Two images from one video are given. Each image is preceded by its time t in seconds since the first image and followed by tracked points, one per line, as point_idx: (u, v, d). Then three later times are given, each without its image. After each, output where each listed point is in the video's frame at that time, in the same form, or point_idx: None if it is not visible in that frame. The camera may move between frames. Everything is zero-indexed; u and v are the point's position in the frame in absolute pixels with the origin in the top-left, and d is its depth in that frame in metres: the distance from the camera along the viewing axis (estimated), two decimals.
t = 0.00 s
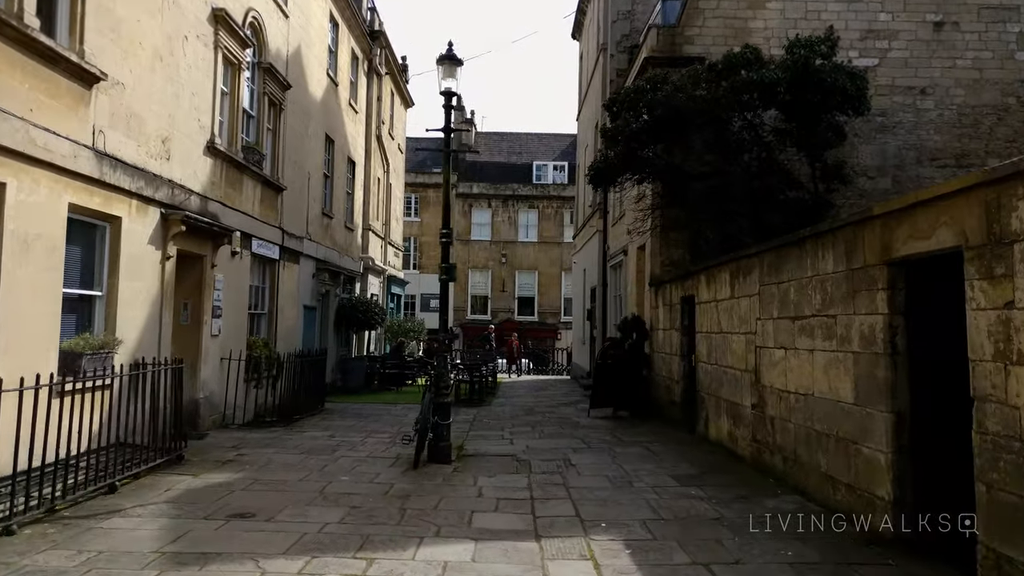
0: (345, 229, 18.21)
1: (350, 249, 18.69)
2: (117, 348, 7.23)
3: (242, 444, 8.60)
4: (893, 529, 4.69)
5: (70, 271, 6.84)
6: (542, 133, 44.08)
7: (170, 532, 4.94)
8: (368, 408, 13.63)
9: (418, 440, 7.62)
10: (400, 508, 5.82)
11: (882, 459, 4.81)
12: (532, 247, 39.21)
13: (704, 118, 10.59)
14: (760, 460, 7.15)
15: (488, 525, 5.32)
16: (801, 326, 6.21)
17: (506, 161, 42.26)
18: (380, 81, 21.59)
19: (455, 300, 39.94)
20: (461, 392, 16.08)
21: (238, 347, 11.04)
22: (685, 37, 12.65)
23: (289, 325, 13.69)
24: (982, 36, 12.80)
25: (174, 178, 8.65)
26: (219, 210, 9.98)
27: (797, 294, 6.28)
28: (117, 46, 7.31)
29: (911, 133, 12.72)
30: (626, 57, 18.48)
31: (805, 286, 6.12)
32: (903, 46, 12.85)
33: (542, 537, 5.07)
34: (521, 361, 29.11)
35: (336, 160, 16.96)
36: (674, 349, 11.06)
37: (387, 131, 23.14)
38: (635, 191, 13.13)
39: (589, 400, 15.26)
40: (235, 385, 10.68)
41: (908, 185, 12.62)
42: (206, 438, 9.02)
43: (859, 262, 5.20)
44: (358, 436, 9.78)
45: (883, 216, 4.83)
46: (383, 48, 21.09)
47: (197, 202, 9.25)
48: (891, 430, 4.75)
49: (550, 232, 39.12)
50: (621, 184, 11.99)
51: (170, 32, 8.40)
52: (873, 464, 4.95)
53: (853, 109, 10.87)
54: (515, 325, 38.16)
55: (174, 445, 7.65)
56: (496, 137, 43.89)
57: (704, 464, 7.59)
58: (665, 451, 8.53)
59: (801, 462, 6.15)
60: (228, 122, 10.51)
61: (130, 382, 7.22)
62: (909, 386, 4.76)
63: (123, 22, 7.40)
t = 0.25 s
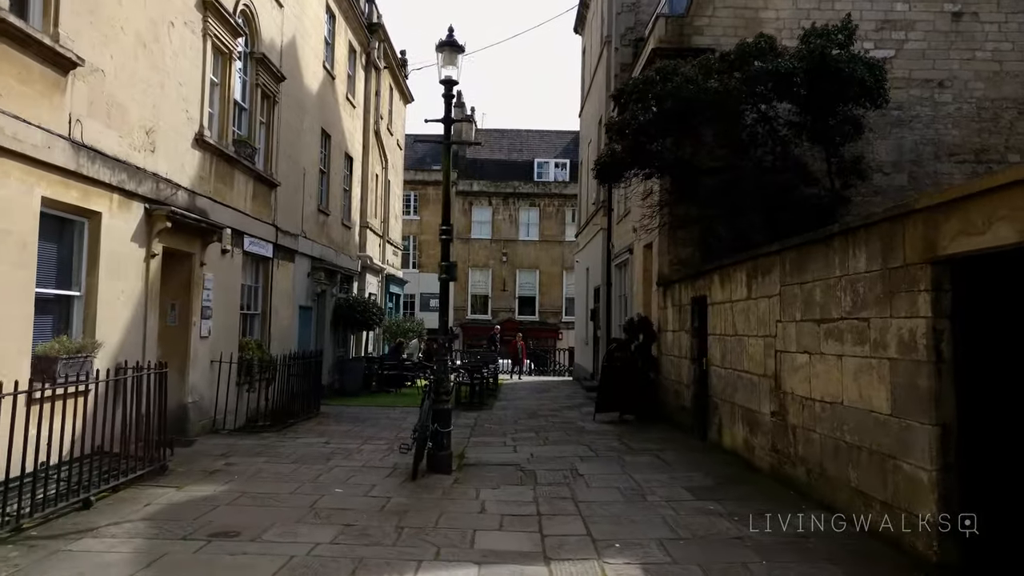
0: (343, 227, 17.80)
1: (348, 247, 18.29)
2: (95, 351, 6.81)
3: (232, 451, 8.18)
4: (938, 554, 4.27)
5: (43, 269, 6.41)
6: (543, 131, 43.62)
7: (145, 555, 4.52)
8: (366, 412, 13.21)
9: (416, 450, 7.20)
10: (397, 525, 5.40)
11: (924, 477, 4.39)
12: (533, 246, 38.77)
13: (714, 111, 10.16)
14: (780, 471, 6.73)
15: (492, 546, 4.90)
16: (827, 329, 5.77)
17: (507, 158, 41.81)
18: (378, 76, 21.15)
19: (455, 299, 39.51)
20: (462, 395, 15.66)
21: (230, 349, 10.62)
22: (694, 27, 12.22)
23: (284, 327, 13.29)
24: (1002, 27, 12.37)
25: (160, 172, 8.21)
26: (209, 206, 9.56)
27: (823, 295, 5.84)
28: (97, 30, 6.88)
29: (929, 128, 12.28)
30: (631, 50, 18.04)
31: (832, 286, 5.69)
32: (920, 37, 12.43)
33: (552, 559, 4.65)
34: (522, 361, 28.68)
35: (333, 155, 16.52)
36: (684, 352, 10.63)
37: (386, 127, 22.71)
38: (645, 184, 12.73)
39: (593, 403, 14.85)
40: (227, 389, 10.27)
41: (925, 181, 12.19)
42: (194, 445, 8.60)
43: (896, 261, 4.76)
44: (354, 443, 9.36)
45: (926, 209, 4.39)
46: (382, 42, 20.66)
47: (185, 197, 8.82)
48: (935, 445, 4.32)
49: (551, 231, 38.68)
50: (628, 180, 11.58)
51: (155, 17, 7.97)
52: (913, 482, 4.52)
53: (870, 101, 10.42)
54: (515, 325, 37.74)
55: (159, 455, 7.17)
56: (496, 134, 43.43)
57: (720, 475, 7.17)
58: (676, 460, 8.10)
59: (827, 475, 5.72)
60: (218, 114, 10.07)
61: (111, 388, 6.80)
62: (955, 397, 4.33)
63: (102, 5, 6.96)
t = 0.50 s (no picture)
0: (341, 225, 17.46)
1: (346, 246, 17.96)
2: (78, 352, 6.47)
3: (224, 457, 7.84)
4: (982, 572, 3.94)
5: (22, 265, 6.07)
6: (544, 129, 43.28)
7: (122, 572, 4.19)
8: (365, 415, 12.87)
9: (416, 456, 6.86)
10: (396, 538, 5.07)
11: (967, 488, 4.05)
12: (535, 245, 38.43)
13: (725, 103, 9.82)
14: (798, 478, 6.39)
15: (498, 562, 4.54)
16: (851, 329, 5.43)
17: (507, 157, 41.47)
18: (378, 71, 20.82)
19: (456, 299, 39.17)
20: (462, 397, 15.33)
21: (224, 350, 10.29)
22: (702, 19, 11.87)
23: (280, 327, 12.96)
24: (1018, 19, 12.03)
25: (148, 164, 7.88)
26: (201, 201, 9.22)
27: (847, 293, 5.50)
28: (80, 14, 6.54)
29: (943, 122, 11.94)
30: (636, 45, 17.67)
31: (857, 283, 5.35)
32: (935, 29, 12.10)
33: None
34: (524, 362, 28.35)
35: (331, 152, 16.19)
36: (693, 353, 10.29)
37: (386, 124, 22.38)
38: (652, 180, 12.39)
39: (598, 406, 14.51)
40: (220, 391, 9.94)
41: (940, 177, 11.85)
42: (186, 450, 8.27)
43: (932, 255, 4.42)
44: (352, 447, 9.02)
45: (968, 199, 4.05)
46: (381, 37, 20.34)
47: (175, 191, 8.48)
48: (979, 454, 3.99)
49: (553, 230, 38.35)
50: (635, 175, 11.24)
51: (143, 3, 7.63)
52: (953, 493, 4.18)
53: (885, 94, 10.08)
54: (516, 325, 37.40)
55: (145, 461, 6.77)
56: (497, 133, 43.10)
57: (735, 483, 6.83)
58: (688, 466, 7.76)
59: (852, 484, 5.39)
60: (211, 106, 9.74)
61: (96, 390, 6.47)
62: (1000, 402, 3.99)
63: None
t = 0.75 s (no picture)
0: (339, 224, 17.06)
1: (344, 245, 17.56)
2: (54, 358, 6.07)
3: (212, 467, 7.45)
4: None
5: None
6: (545, 128, 42.86)
7: None
8: (362, 420, 12.47)
9: (414, 468, 6.47)
10: (391, 561, 4.67)
11: None
12: (536, 245, 38.03)
13: (737, 96, 9.42)
14: (821, 492, 5.99)
15: None
16: (883, 334, 5.03)
17: (508, 156, 41.06)
18: (377, 67, 20.42)
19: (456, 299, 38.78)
20: (462, 401, 14.93)
21: (215, 354, 9.89)
22: (711, 10, 11.47)
23: (274, 329, 12.58)
24: None
25: (132, 159, 7.48)
26: (190, 198, 8.82)
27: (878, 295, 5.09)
28: None
29: (961, 117, 11.52)
30: (641, 40, 17.27)
31: (890, 285, 4.94)
32: (952, 20, 11.70)
33: None
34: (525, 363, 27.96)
35: (328, 149, 15.79)
36: (704, 357, 9.88)
37: (385, 122, 21.98)
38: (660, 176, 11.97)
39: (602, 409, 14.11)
40: (211, 397, 9.54)
41: (958, 173, 11.42)
42: (173, 460, 7.88)
43: (980, 254, 4.01)
44: (348, 456, 8.62)
45: None
46: (380, 32, 19.96)
47: (162, 188, 8.08)
48: None
49: (554, 230, 37.95)
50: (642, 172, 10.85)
51: None
52: (1006, 517, 3.78)
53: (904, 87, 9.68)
54: (517, 326, 37.00)
55: (127, 475, 6.34)
56: (498, 132, 42.69)
57: (752, 497, 6.43)
58: (702, 477, 7.36)
59: (884, 501, 4.98)
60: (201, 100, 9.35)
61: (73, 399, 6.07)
62: None
63: None
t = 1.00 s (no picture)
0: (336, 222, 16.76)
1: (342, 244, 17.25)
2: (30, 358, 5.76)
3: (200, 471, 7.14)
4: None
5: None
6: (545, 127, 42.55)
7: None
8: (359, 421, 12.17)
9: (410, 473, 6.16)
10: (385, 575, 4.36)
11: None
12: (536, 245, 37.74)
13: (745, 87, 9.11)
14: (840, 498, 5.69)
15: None
16: (910, 331, 4.72)
17: (508, 155, 40.76)
18: (375, 63, 20.11)
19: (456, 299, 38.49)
20: (462, 401, 14.62)
21: (207, 354, 9.58)
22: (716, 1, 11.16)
23: (270, 329, 12.27)
24: None
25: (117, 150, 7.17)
26: (179, 192, 8.51)
27: (904, 290, 4.79)
28: None
29: (973, 110, 11.21)
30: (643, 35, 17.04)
31: (919, 279, 4.63)
32: (964, 11, 11.40)
33: None
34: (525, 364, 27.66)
35: (325, 145, 15.48)
36: (711, 357, 9.58)
37: (384, 119, 21.69)
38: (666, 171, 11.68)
39: (605, 411, 13.80)
40: (203, 398, 9.23)
41: (970, 168, 11.12)
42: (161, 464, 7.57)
43: None
44: (343, 459, 8.32)
45: None
46: (379, 27, 19.66)
47: (149, 181, 7.77)
48: None
49: (554, 229, 37.64)
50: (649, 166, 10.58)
51: None
52: None
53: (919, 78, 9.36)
54: (517, 325, 36.69)
55: (108, 480, 6.03)
56: (498, 131, 42.40)
57: (767, 503, 6.12)
58: (712, 482, 7.06)
59: (912, 509, 4.68)
60: (191, 92, 9.04)
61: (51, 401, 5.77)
62: None
63: None
